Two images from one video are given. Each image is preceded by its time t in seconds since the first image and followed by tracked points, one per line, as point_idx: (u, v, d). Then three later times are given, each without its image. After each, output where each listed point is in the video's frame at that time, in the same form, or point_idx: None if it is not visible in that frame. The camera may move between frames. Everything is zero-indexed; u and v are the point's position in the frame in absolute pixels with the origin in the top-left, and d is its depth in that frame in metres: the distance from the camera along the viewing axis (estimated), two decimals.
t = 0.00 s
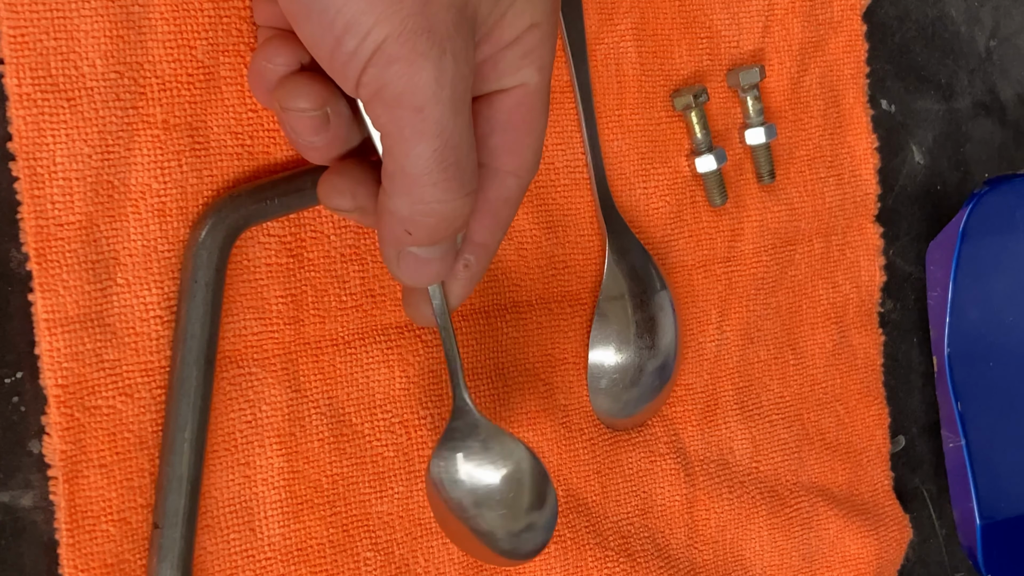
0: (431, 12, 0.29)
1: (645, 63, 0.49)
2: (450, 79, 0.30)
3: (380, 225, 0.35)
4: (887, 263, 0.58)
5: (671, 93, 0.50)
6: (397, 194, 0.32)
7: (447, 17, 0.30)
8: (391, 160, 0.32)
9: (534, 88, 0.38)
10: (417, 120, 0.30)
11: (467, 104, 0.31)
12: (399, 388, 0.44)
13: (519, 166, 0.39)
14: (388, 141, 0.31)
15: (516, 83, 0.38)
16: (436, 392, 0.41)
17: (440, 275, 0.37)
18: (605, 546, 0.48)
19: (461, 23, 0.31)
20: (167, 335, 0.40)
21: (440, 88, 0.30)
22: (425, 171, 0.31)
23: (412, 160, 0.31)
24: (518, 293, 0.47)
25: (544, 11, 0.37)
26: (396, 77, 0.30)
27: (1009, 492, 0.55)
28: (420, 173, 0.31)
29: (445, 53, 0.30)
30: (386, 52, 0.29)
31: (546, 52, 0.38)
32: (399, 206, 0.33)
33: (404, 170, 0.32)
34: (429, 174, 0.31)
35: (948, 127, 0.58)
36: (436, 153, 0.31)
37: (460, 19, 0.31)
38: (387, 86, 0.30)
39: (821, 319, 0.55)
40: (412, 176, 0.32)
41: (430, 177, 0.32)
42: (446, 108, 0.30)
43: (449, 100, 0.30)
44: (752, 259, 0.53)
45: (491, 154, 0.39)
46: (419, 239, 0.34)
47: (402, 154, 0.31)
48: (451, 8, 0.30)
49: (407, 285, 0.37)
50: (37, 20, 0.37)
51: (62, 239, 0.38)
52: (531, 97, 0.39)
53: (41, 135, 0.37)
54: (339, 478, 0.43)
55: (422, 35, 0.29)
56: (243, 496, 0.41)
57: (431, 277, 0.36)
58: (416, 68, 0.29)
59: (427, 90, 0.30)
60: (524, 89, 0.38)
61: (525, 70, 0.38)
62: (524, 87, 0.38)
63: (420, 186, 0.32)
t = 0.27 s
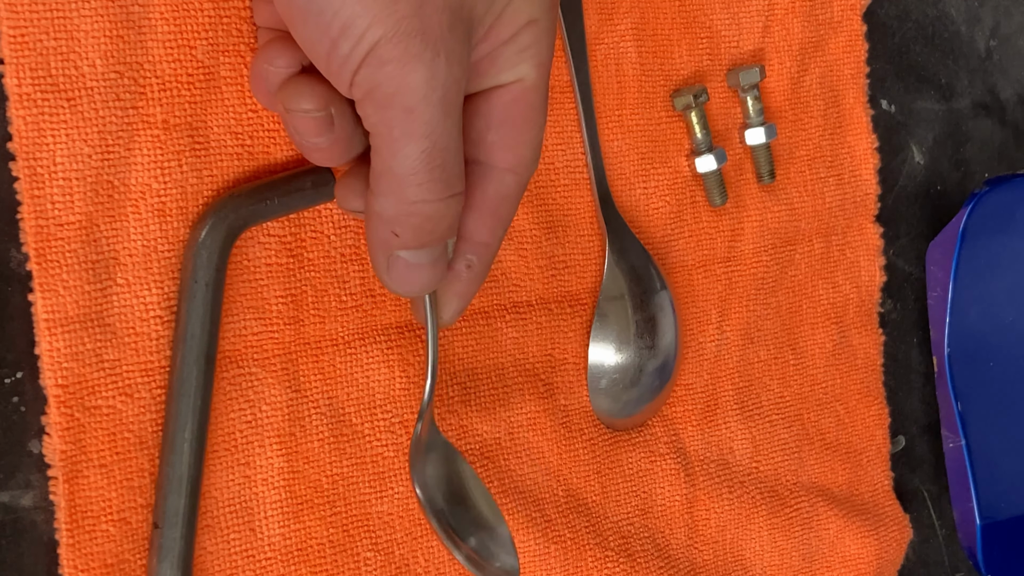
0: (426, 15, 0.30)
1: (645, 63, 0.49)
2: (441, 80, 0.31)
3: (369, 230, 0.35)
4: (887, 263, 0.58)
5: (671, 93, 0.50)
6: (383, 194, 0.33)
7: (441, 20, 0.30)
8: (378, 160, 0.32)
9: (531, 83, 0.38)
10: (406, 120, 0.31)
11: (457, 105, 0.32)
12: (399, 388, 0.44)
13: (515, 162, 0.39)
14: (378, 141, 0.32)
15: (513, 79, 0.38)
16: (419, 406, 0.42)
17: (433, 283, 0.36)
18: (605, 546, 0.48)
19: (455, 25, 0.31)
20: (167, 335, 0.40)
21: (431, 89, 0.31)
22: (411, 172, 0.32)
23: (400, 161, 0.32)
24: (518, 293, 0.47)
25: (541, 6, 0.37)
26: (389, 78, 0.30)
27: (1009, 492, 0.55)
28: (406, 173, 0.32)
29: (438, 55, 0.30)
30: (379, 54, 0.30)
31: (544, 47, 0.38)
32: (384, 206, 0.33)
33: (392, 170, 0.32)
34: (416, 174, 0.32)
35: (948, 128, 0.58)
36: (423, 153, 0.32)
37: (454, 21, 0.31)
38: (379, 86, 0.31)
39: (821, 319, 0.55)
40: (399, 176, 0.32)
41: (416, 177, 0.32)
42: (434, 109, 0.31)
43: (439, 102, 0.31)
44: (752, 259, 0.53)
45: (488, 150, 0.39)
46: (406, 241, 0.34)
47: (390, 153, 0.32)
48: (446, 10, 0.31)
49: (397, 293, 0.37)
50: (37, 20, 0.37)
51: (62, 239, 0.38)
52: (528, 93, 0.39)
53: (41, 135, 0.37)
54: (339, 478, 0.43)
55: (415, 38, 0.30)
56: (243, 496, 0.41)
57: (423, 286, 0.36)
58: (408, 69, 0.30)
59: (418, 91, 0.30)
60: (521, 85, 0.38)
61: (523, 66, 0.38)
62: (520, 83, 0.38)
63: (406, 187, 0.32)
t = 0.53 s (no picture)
0: (422, 16, 0.30)
1: (645, 63, 0.49)
2: (436, 80, 0.31)
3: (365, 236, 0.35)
4: (887, 263, 0.58)
5: (671, 93, 0.50)
6: (376, 194, 0.33)
7: (438, 20, 0.31)
8: (373, 158, 0.32)
9: (535, 82, 0.39)
10: (399, 119, 0.31)
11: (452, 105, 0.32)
12: (399, 388, 0.44)
13: (518, 160, 0.39)
14: (372, 139, 0.32)
15: (517, 77, 0.38)
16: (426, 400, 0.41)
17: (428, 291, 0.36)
18: (605, 546, 0.48)
19: (453, 26, 0.31)
20: (167, 335, 0.40)
21: (425, 89, 0.31)
22: (403, 171, 0.32)
23: (393, 159, 0.32)
24: (518, 293, 0.47)
25: (545, 6, 0.37)
26: (385, 77, 0.31)
27: (1009, 492, 0.55)
28: (398, 172, 0.32)
29: (433, 55, 0.31)
30: (375, 53, 0.30)
31: (546, 46, 0.38)
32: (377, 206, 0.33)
33: (385, 168, 0.32)
34: (408, 173, 0.32)
35: (948, 128, 0.58)
36: (416, 152, 0.32)
37: (452, 22, 0.31)
38: (375, 85, 0.31)
39: (821, 319, 0.55)
40: (391, 174, 0.32)
41: (408, 176, 0.32)
42: (429, 108, 0.31)
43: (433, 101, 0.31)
44: (752, 259, 0.53)
45: (490, 146, 0.39)
46: (399, 245, 0.34)
47: (383, 152, 0.32)
48: (445, 11, 0.31)
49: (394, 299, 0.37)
50: (37, 20, 0.37)
51: (62, 239, 0.38)
52: (529, 92, 0.39)
53: (41, 135, 0.37)
54: (339, 478, 0.43)
55: (412, 37, 0.30)
56: (243, 496, 0.41)
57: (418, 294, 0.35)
58: (403, 68, 0.30)
59: (413, 90, 0.31)
60: (523, 83, 0.38)
61: (526, 64, 0.38)
62: (525, 81, 0.38)
63: (398, 186, 0.32)
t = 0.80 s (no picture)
0: (424, 17, 0.30)
1: (645, 63, 0.49)
2: (437, 81, 0.31)
3: (366, 238, 0.35)
4: (886, 263, 0.58)
5: (671, 93, 0.50)
6: (378, 195, 0.32)
7: (439, 21, 0.31)
8: (374, 158, 0.32)
9: (533, 82, 0.39)
10: (401, 119, 0.31)
11: (454, 105, 0.32)
12: (399, 388, 0.44)
13: (511, 159, 0.39)
14: (373, 140, 0.32)
15: (516, 76, 0.38)
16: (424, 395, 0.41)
17: (431, 294, 0.35)
18: (605, 546, 0.48)
19: (454, 27, 0.32)
20: (167, 335, 0.40)
21: (426, 89, 0.31)
22: (405, 171, 0.32)
23: (394, 160, 0.32)
24: (518, 293, 0.47)
25: (546, 8, 0.38)
26: (387, 78, 0.31)
27: (1009, 492, 0.55)
28: (400, 173, 0.32)
29: (435, 56, 0.31)
30: (377, 55, 0.30)
31: (545, 48, 0.39)
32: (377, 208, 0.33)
33: (386, 169, 0.32)
34: (410, 174, 0.32)
35: (947, 128, 0.58)
36: (418, 153, 0.32)
37: (453, 23, 0.32)
38: (377, 85, 0.31)
39: (821, 319, 0.55)
40: (392, 175, 0.32)
41: (410, 177, 0.32)
42: (431, 108, 0.31)
43: (434, 101, 0.31)
44: (752, 259, 0.53)
45: (484, 145, 0.39)
46: (403, 246, 0.33)
47: (385, 152, 0.32)
48: (445, 12, 0.31)
49: (401, 305, 0.36)
50: (37, 20, 0.37)
51: (62, 239, 0.38)
52: (527, 92, 0.39)
53: (41, 135, 0.37)
54: (339, 478, 0.43)
55: (415, 39, 0.30)
56: (243, 496, 0.41)
57: (422, 296, 0.35)
58: (404, 69, 0.30)
59: (415, 90, 0.31)
60: (521, 84, 0.38)
61: (525, 64, 0.38)
62: (523, 81, 0.38)
63: (400, 187, 0.32)
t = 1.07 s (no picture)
0: (424, 20, 0.30)
1: (645, 63, 0.49)
2: (438, 85, 0.31)
3: (373, 240, 0.35)
4: (886, 263, 0.58)
5: (671, 93, 0.50)
6: (384, 197, 0.33)
7: (440, 25, 0.31)
8: (378, 162, 0.32)
9: (530, 85, 0.39)
10: (404, 122, 0.31)
11: (455, 108, 0.32)
12: (399, 388, 0.44)
13: (506, 161, 0.39)
14: (377, 143, 0.32)
15: (514, 78, 0.38)
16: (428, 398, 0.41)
17: (439, 294, 0.36)
18: (605, 546, 0.48)
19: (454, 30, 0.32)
20: (167, 335, 0.40)
21: (428, 93, 0.31)
22: (410, 174, 0.32)
23: (399, 163, 0.32)
24: (518, 293, 0.47)
25: (546, 11, 0.38)
26: (389, 82, 0.31)
27: (1009, 492, 0.55)
28: (405, 175, 0.32)
29: (437, 60, 0.31)
30: (378, 59, 0.30)
31: (544, 49, 0.39)
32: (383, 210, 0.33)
33: (391, 172, 0.32)
34: (415, 176, 0.32)
35: (948, 128, 0.58)
36: (421, 156, 0.32)
37: (453, 25, 0.32)
38: (378, 90, 0.31)
39: (821, 319, 0.55)
40: (397, 178, 0.32)
41: (415, 179, 0.32)
42: (433, 111, 0.31)
43: (437, 104, 0.31)
44: (752, 259, 0.53)
45: (482, 148, 0.39)
46: (410, 247, 0.34)
47: (389, 155, 0.32)
48: (445, 15, 0.31)
49: (410, 305, 0.37)
50: (37, 20, 0.37)
51: (62, 239, 0.38)
52: (526, 94, 0.39)
53: (41, 135, 0.37)
54: (339, 478, 0.43)
55: (417, 42, 0.30)
56: (242, 496, 0.41)
57: (431, 296, 0.36)
58: (405, 73, 0.30)
59: (417, 94, 0.31)
60: (520, 85, 0.38)
61: (523, 67, 0.38)
62: (521, 83, 0.38)
63: (405, 189, 0.32)
